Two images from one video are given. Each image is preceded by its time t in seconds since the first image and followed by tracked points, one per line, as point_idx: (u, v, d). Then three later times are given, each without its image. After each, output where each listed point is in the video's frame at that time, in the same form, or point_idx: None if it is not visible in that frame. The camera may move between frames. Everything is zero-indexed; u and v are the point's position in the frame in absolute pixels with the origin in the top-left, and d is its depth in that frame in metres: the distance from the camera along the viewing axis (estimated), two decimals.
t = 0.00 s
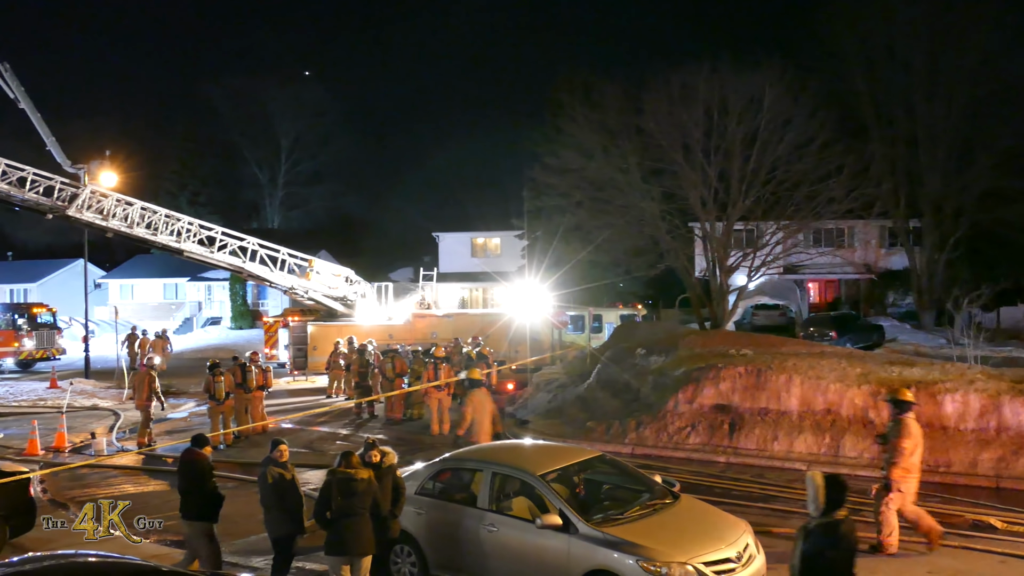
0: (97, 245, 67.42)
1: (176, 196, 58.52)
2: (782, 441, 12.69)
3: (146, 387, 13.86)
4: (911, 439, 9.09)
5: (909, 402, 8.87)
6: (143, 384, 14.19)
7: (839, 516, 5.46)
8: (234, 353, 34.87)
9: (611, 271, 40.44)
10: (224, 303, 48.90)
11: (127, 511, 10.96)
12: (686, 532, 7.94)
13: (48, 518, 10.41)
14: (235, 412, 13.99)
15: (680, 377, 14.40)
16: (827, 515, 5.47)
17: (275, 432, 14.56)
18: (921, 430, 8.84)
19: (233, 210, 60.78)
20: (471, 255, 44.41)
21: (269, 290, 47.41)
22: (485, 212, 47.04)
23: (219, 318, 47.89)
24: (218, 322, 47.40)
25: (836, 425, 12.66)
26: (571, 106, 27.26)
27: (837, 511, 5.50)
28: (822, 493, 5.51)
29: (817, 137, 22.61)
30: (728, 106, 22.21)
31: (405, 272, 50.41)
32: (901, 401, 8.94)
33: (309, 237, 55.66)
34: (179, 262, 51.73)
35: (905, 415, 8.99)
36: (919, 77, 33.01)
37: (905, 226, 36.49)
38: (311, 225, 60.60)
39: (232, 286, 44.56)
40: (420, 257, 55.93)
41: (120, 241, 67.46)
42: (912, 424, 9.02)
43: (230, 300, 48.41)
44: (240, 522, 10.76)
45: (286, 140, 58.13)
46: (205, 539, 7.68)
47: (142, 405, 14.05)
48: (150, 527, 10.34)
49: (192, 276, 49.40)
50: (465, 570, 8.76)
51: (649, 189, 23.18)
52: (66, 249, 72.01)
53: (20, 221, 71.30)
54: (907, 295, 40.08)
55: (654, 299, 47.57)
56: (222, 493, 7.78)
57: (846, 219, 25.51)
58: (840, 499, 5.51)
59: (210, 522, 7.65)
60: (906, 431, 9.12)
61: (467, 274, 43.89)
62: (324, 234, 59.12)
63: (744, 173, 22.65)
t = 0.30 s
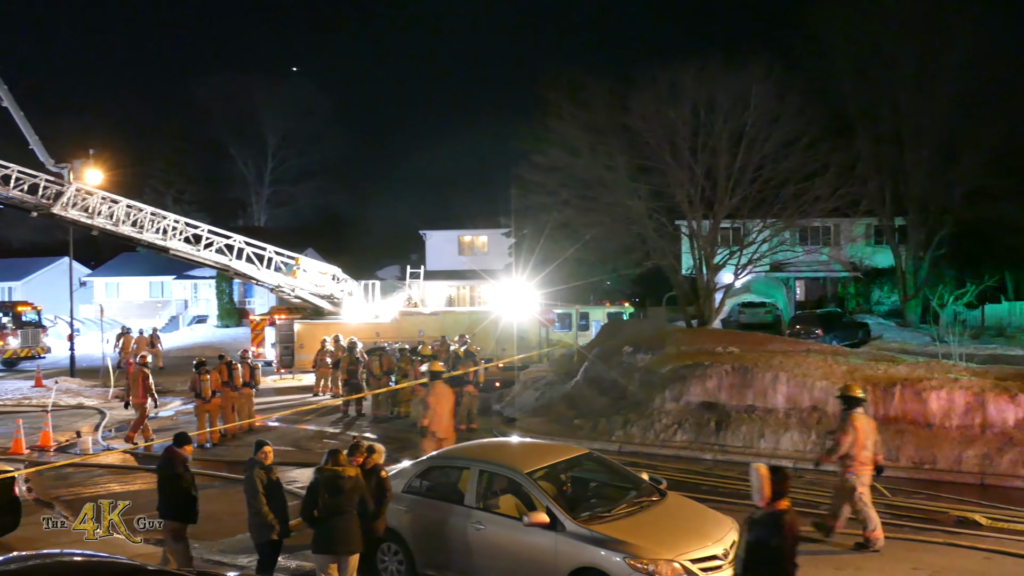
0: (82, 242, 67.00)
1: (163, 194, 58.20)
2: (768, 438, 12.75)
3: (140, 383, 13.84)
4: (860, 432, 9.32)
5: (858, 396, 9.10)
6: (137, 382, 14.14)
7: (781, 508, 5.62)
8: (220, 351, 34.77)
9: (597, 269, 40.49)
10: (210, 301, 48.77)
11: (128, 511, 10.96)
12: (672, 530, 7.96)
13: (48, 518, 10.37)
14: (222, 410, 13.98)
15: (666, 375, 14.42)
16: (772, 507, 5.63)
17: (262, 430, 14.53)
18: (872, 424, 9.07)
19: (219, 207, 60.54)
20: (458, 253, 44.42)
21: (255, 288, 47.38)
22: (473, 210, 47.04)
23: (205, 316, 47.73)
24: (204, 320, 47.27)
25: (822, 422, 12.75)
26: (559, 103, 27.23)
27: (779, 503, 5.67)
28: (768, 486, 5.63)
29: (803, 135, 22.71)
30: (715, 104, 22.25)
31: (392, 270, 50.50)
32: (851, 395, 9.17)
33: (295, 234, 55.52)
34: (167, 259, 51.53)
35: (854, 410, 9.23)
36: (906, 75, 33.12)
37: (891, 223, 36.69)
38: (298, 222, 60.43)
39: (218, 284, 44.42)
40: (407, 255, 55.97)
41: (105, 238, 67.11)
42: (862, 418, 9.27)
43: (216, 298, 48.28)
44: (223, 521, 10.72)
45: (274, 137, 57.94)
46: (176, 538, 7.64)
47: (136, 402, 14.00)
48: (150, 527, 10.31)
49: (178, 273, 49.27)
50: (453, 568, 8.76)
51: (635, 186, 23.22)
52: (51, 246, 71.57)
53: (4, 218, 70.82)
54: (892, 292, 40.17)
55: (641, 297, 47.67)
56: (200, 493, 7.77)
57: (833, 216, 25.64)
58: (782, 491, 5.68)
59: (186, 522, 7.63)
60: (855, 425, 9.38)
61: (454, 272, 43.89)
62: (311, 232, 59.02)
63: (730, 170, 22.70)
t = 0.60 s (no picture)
0: (67, 240, 66.57)
1: (148, 191, 57.90)
2: (754, 436, 12.79)
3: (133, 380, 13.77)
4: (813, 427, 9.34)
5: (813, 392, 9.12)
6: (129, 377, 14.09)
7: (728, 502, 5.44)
8: (207, 349, 34.65)
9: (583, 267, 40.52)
10: (195, 299, 48.58)
11: (127, 512, 10.95)
12: (659, 527, 7.96)
13: (47, 518, 10.27)
14: (208, 408, 13.92)
15: (653, 373, 14.45)
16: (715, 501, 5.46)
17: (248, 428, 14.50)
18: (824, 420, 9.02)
19: (206, 204, 60.29)
20: (445, 251, 44.39)
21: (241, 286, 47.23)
22: (460, 207, 47.02)
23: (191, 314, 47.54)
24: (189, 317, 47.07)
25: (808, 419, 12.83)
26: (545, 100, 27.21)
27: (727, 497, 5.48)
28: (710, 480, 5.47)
29: (789, 133, 22.77)
30: (701, 101, 22.27)
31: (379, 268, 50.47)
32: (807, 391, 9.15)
33: (281, 232, 55.39)
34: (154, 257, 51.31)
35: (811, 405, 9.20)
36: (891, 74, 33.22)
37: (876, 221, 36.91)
38: (283, 220, 60.26)
39: (204, 282, 44.24)
40: (394, 252, 55.94)
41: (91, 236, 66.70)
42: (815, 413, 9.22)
43: (201, 296, 48.09)
44: (206, 519, 10.69)
45: (260, 134, 57.72)
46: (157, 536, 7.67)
47: (131, 397, 13.99)
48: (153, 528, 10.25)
49: (163, 271, 49.10)
50: (440, 565, 8.76)
51: (622, 184, 23.23)
52: (35, 244, 71.09)
53: None
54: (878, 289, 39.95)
55: (628, 294, 47.73)
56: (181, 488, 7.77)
57: (819, 214, 25.76)
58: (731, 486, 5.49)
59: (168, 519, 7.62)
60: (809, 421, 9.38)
61: (441, 270, 43.87)
62: (299, 230, 58.86)
63: (717, 168, 22.74)
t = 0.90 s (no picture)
0: (50, 238, 66.08)
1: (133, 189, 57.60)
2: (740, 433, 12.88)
3: (126, 377, 13.74)
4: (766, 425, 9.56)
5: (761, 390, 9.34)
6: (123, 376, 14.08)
7: (668, 497, 5.56)
8: (193, 347, 34.52)
9: (569, 265, 40.54)
10: (180, 297, 48.38)
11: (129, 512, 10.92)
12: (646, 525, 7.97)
13: (46, 518, 10.23)
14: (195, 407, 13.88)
15: (639, 370, 14.49)
16: (656, 495, 5.58)
17: (233, 427, 14.49)
18: (774, 416, 9.25)
19: (190, 202, 60.03)
20: (431, 249, 44.37)
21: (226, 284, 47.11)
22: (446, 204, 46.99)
23: (175, 312, 47.30)
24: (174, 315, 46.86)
25: (793, 416, 12.91)
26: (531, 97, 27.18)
27: (667, 493, 5.59)
28: (649, 474, 5.59)
29: (775, 130, 22.86)
30: (686, 99, 22.31)
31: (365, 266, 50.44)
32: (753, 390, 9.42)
33: (266, 230, 55.23)
34: (140, 255, 51.04)
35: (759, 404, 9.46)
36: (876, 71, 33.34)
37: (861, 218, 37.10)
38: (269, 218, 60.05)
39: (189, 280, 44.06)
40: (380, 250, 55.89)
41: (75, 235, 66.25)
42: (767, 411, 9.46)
43: (186, 294, 47.88)
44: (189, 518, 10.65)
45: (245, 132, 57.50)
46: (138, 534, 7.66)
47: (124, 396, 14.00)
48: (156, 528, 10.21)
49: (148, 269, 48.90)
50: (426, 564, 8.76)
51: (608, 182, 23.25)
52: (18, 242, 70.55)
53: None
54: (864, 287, 40.06)
55: (614, 292, 47.78)
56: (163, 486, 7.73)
57: (805, 211, 25.89)
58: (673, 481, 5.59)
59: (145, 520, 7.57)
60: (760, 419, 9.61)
61: (427, 268, 43.84)
62: (284, 227, 58.69)
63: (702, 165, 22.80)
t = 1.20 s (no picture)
0: (34, 236, 65.59)
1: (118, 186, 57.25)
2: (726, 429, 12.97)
3: (123, 373, 13.77)
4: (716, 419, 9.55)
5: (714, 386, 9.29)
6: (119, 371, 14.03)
7: (614, 495, 5.74)
8: (177, 345, 34.36)
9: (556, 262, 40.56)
10: (165, 294, 48.17)
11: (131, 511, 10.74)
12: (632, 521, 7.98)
13: (46, 518, 10.18)
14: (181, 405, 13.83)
15: (626, 367, 14.52)
16: (605, 493, 5.77)
17: (220, 424, 14.47)
18: (725, 413, 9.31)
19: (176, 200, 59.70)
20: (418, 246, 44.31)
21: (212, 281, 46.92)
22: (434, 201, 46.92)
23: (161, 310, 47.09)
24: (159, 313, 46.63)
25: (778, 413, 12.99)
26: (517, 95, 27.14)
27: (614, 489, 5.77)
28: (599, 472, 5.77)
29: (761, 128, 22.95)
30: (673, 97, 22.36)
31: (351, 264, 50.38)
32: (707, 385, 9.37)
33: (252, 227, 55.04)
34: (126, 253, 50.77)
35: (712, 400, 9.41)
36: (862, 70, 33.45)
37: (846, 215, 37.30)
38: (255, 215, 59.80)
39: (174, 278, 43.84)
40: (366, 247, 55.81)
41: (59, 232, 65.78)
42: (719, 406, 9.50)
43: (171, 291, 47.68)
44: (173, 516, 10.62)
45: (230, 129, 57.19)
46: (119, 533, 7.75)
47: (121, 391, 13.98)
48: (150, 527, 10.20)
49: (134, 267, 48.66)
50: (412, 561, 8.75)
51: (594, 179, 23.27)
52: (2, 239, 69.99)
53: None
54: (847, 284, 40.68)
55: (601, 289, 47.83)
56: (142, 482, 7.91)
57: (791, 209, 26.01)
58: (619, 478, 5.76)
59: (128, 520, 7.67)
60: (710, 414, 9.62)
61: (413, 265, 43.80)
62: (270, 225, 58.48)
63: (689, 162, 22.86)
